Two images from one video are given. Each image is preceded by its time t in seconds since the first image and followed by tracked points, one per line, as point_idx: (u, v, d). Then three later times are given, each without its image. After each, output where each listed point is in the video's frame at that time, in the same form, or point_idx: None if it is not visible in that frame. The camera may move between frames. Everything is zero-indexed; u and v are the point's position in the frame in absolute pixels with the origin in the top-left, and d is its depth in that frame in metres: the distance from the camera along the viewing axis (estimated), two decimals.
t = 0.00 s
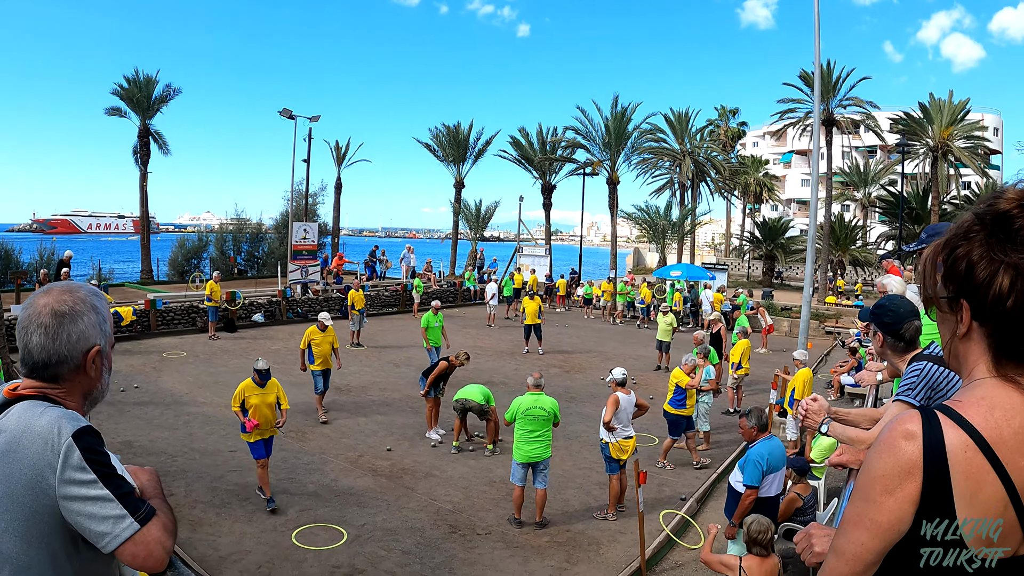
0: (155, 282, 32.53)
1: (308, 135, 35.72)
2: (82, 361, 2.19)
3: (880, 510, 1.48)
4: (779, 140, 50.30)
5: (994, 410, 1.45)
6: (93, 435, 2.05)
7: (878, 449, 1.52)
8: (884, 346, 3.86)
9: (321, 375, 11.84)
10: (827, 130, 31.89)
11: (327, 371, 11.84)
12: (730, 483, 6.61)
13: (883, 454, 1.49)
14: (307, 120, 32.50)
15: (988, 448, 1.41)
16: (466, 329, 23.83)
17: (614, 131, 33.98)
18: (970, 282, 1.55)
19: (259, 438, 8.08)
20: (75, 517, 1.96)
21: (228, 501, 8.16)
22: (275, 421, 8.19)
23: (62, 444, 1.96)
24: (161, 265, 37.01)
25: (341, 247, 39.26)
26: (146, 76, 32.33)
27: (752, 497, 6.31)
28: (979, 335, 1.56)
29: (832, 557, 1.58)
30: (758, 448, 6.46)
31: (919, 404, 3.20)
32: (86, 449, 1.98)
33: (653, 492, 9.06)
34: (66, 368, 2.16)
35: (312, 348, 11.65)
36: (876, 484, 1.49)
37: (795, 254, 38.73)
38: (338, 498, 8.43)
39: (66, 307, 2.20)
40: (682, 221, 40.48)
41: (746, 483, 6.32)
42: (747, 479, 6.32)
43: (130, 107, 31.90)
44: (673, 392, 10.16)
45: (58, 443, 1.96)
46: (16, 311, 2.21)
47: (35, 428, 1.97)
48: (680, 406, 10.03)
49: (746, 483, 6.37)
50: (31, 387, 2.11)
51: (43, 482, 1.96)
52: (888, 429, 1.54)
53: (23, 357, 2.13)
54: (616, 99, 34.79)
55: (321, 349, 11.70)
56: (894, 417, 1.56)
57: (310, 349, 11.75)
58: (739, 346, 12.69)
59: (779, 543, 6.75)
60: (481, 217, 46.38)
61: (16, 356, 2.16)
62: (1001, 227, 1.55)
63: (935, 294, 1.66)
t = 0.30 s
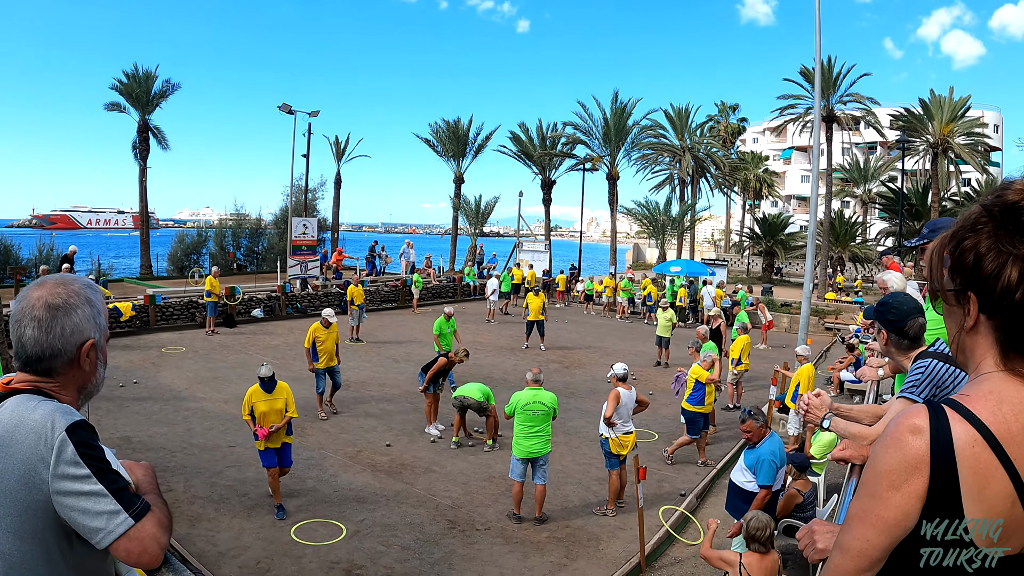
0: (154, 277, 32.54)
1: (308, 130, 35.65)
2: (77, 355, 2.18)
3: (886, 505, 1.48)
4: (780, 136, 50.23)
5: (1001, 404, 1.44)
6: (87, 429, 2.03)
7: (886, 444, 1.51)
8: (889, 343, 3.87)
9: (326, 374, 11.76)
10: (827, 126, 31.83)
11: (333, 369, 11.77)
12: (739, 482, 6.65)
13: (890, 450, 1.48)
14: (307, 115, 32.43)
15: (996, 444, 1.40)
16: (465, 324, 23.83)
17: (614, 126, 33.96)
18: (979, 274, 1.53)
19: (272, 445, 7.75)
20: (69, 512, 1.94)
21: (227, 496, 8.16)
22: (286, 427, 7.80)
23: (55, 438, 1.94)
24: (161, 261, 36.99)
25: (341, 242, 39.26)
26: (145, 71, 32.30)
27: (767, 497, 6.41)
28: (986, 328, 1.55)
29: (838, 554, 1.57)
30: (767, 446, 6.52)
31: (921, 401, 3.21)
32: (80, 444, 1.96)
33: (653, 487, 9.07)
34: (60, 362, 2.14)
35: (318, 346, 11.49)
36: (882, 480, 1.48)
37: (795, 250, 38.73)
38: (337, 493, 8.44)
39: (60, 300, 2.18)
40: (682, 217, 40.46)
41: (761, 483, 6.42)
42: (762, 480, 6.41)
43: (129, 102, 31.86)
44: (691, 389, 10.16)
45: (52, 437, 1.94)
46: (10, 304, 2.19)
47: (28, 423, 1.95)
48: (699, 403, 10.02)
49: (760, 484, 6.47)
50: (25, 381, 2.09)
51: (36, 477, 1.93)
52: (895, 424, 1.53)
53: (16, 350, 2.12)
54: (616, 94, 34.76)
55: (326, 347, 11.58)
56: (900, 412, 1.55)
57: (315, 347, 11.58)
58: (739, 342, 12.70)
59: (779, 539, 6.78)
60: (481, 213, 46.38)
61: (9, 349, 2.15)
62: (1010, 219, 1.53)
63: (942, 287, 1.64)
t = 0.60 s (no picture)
0: (154, 274, 32.52)
1: (308, 127, 35.65)
2: (78, 354, 2.16)
3: (891, 507, 1.47)
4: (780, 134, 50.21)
5: (1006, 406, 1.44)
6: (87, 428, 2.01)
7: (890, 445, 1.50)
8: (892, 342, 3.84)
9: (333, 376, 11.42)
10: (828, 123, 31.77)
11: (340, 371, 11.44)
12: (743, 482, 6.63)
13: (895, 450, 1.48)
14: (307, 112, 32.39)
15: (1001, 447, 1.40)
16: (465, 321, 23.83)
17: (615, 123, 33.95)
18: (985, 275, 1.52)
19: (281, 450, 7.54)
20: (70, 513, 1.92)
21: (227, 493, 8.15)
22: (290, 434, 7.43)
23: (56, 439, 1.92)
24: (161, 258, 37.01)
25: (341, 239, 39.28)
26: (146, 68, 32.29)
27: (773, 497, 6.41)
28: (991, 329, 1.54)
29: (842, 556, 1.57)
30: (772, 446, 6.52)
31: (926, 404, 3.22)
32: (81, 444, 1.94)
33: (654, 485, 9.08)
34: (60, 361, 2.13)
35: (327, 348, 11.12)
36: (888, 482, 1.48)
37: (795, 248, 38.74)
38: (338, 490, 8.44)
39: (61, 300, 2.16)
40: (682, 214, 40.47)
41: (769, 484, 6.41)
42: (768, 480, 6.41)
43: (130, 99, 31.85)
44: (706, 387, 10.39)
45: (53, 437, 1.92)
46: (10, 302, 2.18)
47: (30, 422, 1.93)
48: (716, 400, 10.24)
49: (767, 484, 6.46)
50: (25, 380, 2.08)
51: (36, 477, 1.91)
52: (900, 425, 1.52)
53: (17, 349, 2.11)
54: (617, 91, 34.68)
55: (336, 349, 11.23)
56: (905, 413, 1.54)
57: (324, 348, 11.23)
58: (741, 340, 12.73)
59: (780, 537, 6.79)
60: (481, 210, 46.38)
61: (11, 347, 2.13)
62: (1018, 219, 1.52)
63: (947, 288, 1.63)
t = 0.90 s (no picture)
0: (155, 272, 32.53)
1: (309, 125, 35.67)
2: (80, 356, 2.15)
3: (892, 511, 1.47)
4: (781, 133, 50.16)
5: (1009, 411, 1.44)
6: (90, 431, 2.00)
7: (893, 449, 1.50)
8: (893, 342, 3.84)
9: (344, 376, 11.19)
10: (830, 122, 31.75)
11: (351, 372, 11.22)
12: (742, 483, 6.62)
13: (897, 455, 1.47)
14: (308, 109, 32.36)
15: (1004, 451, 1.40)
16: (466, 319, 23.83)
17: (617, 121, 33.94)
18: (988, 279, 1.52)
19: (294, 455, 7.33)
20: (72, 515, 1.91)
21: (228, 491, 8.16)
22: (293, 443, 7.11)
23: (58, 441, 1.91)
24: (162, 255, 37.04)
25: (342, 237, 39.29)
26: (147, 66, 32.29)
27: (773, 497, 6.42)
28: (995, 334, 1.53)
29: (844, 559, 1.57)
30: (772, 447, 6.52)
31: (925, 405, 3.22)
32: (84, 445, 1.94)
33: (654, 484, 9.07)
34: (63, 362, 2.12)
35: (337, 347, 10.98)
36: (889, 485, 1.48)
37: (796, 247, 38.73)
38: (339, 489, 8.44)
39: (62, 301, 2.15)
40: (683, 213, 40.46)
41: (769, 484, 6.41)
42: (768, 480, 6.42)
43: (131, 97, 31.86)
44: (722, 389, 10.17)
45: (55, 439, 1.91)
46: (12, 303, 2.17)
47: (32, 424, 1.92)
48: (733, 403, 10.04)
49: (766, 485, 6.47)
50: (27, 381, 2.06)
51: (39, 479, 1.91)
52: (902, 429, 1.52)
53: (19, 351, 2.09)
54: (619, 90, 34.63)
55: (347, 348, 11.06)
56: (907, 417, 1.54)
57: (334, 347, 11.09)
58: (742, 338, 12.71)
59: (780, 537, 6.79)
60: (482, 208, 46.38)
61: (13, 349, 2.12)
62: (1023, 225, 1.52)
63: (951, 291, 1.62)
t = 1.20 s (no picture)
0: (157, 269, 32.55)
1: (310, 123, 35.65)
2: (84, 356, 2.14)
3: (893, 513, 1.47)
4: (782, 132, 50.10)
5: (1009, 413, 1.44)
6: (94, 430, 1.99)
7: (893, 450, 1.50)
8: (894, 341, 3.84)
9: (353, 378, 11.11)
10: (832, 121, 31.69)
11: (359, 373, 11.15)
12: (741, 484, 6.60)
13: (898, 457, 1.48)
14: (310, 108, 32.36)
15: (1004, 453, 1.40)
16: (468, 318, 23.84)
17: (618, 119, 33.93)
18: (990, 282, 1.52)
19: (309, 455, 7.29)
20: (75, 515, 1.91)
21: (229, 489, 8.17)
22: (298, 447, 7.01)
23: (62, 441, 1.91)
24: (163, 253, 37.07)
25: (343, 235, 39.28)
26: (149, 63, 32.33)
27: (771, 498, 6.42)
28: (996, 336, 1.53)
29: (846, 563, 1.57)
30: (770, 448, 6.53)
31: (924, 406, 3.22)
32: (87, 445, 1.93)
33: (655, 483, 9.06)
34: (67, 362, 2.12)
35: (347, 347, 10.89)
36: (890, 487, 1.48)
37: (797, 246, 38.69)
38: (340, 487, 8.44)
39: (66, 301, 2.15)
40: (685, 211, 40.45)
41: (767, 485, 6.41)
42: (768, 481, 6.42)
43: (132, 94, 31.90)
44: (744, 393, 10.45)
45: (59, 440, 1.91)
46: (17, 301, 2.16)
47: (36, 424, 1.93)
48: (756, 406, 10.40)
49: (766, 485, 6.45)
50: (32, 381, 2.07)
51: (43, 479, 1.91)
52: (903, 431, 1.52)
53: (23, 351, 2.09)
54: (621, 88, 34.58)
55: (356, 349, 10.99)
56: (909, 419, 1.54)
57: (342, 348, 10.99)
58: (743, 338, 12.75)
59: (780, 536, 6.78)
60: (483, 206, 46.36)
61: (18, 349, 2.12)
62: None
63: (954, 293, 1.62)
